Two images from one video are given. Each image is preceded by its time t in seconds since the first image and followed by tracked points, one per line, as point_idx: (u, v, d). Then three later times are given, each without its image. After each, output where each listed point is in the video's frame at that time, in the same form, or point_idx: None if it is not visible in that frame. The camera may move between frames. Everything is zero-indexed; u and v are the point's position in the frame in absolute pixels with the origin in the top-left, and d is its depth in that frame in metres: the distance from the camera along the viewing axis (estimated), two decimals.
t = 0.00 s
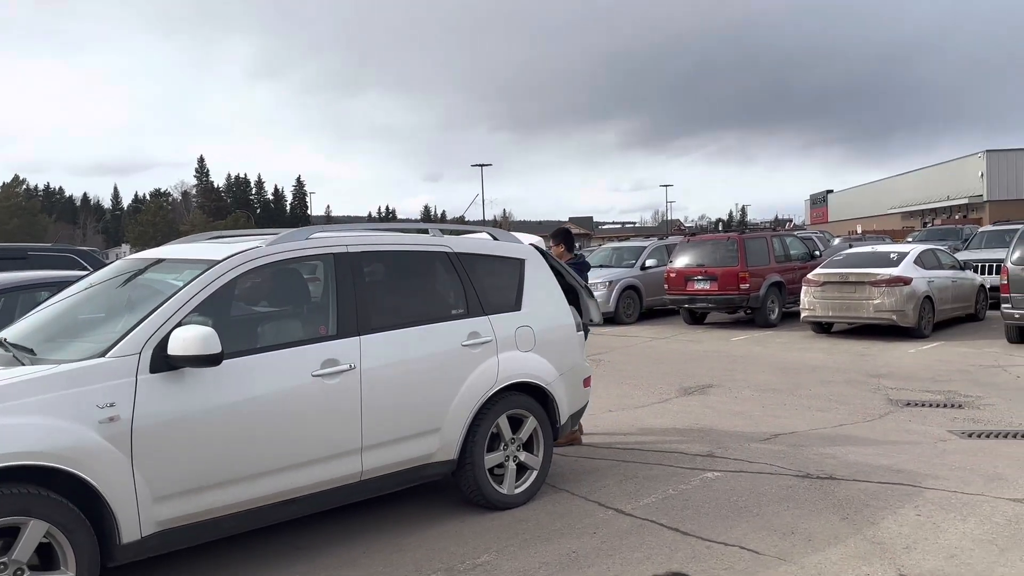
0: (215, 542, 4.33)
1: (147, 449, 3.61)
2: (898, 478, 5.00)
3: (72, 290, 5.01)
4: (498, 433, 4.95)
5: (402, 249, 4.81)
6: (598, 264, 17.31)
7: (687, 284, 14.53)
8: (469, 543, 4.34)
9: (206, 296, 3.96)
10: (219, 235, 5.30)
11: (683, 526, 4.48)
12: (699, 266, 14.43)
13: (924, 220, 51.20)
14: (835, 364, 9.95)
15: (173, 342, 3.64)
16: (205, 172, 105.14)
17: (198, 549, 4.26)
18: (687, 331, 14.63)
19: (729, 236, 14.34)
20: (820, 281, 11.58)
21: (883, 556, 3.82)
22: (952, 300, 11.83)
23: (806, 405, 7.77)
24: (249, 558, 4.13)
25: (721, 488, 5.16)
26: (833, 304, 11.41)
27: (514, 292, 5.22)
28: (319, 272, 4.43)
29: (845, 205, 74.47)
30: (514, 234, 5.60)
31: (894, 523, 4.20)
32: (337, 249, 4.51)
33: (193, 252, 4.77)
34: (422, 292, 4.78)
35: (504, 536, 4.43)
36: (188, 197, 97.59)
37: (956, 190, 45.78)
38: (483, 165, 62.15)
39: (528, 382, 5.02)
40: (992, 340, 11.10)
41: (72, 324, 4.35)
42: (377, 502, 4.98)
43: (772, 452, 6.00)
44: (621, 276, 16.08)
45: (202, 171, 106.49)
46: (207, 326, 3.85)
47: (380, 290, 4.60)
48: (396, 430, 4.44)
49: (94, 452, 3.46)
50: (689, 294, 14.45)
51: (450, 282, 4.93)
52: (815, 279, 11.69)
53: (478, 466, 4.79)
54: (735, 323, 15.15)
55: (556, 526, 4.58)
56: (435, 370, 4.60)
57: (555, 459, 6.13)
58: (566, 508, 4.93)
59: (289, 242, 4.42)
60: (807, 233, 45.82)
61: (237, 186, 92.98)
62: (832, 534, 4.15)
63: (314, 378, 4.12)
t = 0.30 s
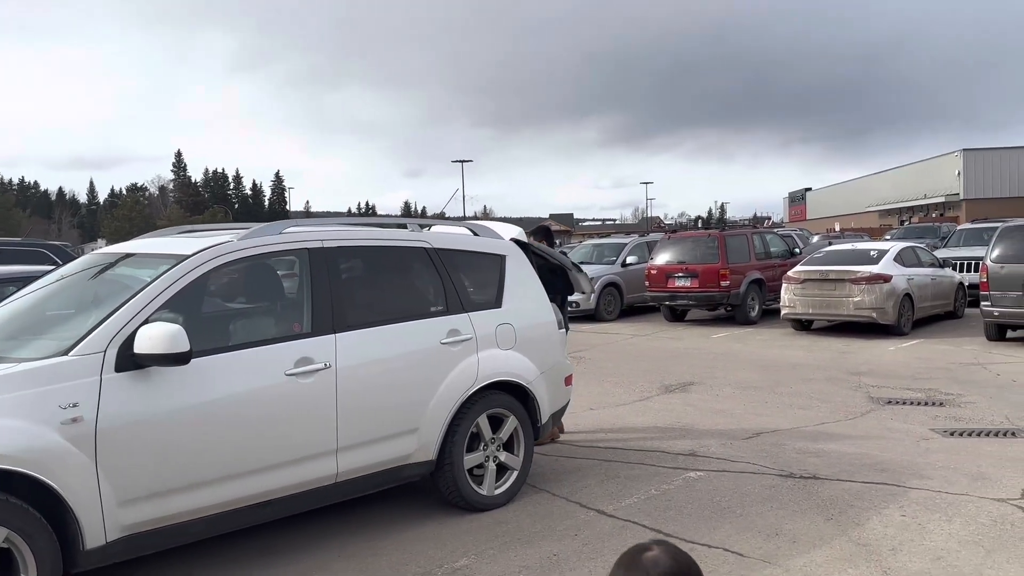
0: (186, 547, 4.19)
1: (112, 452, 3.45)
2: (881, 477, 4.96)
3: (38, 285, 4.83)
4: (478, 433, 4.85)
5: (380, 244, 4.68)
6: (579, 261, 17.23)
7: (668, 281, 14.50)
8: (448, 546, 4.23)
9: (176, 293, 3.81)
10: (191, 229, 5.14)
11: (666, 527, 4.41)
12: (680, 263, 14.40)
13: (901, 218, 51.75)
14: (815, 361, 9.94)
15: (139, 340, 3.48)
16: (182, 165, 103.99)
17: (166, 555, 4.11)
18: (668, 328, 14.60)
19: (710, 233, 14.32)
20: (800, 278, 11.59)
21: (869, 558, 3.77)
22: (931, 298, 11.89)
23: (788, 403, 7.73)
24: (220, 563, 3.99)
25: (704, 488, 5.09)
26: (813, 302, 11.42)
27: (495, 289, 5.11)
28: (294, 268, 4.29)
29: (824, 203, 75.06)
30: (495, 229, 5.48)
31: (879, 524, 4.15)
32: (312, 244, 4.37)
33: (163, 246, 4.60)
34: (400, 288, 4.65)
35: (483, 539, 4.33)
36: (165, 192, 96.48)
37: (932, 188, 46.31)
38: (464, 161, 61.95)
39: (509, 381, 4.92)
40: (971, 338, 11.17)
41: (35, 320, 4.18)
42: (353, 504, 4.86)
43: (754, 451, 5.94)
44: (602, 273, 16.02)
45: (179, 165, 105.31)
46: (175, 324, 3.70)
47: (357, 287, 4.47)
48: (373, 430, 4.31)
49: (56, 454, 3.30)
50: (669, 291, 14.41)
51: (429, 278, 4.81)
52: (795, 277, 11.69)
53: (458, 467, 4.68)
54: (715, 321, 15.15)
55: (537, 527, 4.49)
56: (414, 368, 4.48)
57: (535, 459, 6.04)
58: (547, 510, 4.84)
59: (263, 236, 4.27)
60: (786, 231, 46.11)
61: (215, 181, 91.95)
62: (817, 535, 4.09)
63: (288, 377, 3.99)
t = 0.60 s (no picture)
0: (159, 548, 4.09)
1: (82, 451, 3.35)
2: (866, 475, 4.94)
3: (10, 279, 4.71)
4: (460, 432, 4.77)
5: (361, 239, 4.59)
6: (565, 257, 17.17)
7: (653, 278, 14.47)
8: (429, 546, 4.16)
9: (150, 288, 3.70)
10: (167, 223, 5.02)
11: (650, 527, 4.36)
12: (665, 260, 14.37)
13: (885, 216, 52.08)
14: (800, 359, 9.94)
15: (110, 338, 3.38)
16: (165, 160, 103.02)
17: (139, 557, 4.01)
18: (653, 325, 14.58)
19: (695, 230, 14.31)
20: (785, 276, 11.60)
21: (854, 557, 3.74)
22: (915, 295, 11.93)
23: (773, 400, 7.71)
24: (194, 565, 3.89)
25: (688, 486, 5.05)
26: (798, 299, 11.43)
27: (478, 285, 5.03)
28: (272, 264, 4.20)
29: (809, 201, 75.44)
30: (478, 225, 5.40)
31: (864, 524, 4.12)
32: (291, 239, 4.28)
33: (138, 240, 4.49)
34: (380, 284, 4.56)
35: (464, 539, 4.26)
36: (148, 186, 95.58)
37: (916, 187, 46.65)
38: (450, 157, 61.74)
39: (492, 378, 4.85)
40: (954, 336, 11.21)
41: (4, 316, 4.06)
42: (333, 504, 4.77)
43: (739, 449, 5.91)
44: (588, 269, 15.96)
45: (162, 159, 104.35)
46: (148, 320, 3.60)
47: (336, 283, 4.38)
48: (352, 429, 4.23)
49: (23, 454, 3.19)
50: (655, 288, 14.39)
51: (411, 274, 4.73)
52: (780, 274, 11.70)
53: (439, 467, 4.60)
54: (701, 318, 15.14)
55: (520, 527, 4.43)
56: (394, 365, 4.40)
57: (519, 457, 5.97)
58: (530, 509, 4.77)
59: (240, 230, 4.17)
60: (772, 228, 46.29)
61: (198, 175, 91.18)
62: (801, 534, 4.06)
63: (265, 375, 3.90)
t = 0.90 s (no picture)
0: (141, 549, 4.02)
1: (61, 450, 3.28)
2: (856, 474, 4.91)
3: None
4: (448, 430, 4.72)
5: (348, 235, 4.52)
6: (556, 254, 17.12)
7: (644, 276, 14.45)
8: (416, 546, 4.11)
9: (131, 284, 3.63)
10: (151, 218, 4.95)
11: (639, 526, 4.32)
12: (656, 257, 14.34)
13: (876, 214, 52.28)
14: (791, 356, 9.93)
15: (90, 334, 3.31)
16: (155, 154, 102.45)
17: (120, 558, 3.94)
18: (644, 322, 14.55)
19: (686, 227, 14.28)
20: (776, 273, 11.59)
21: (843, 558, 3.71)
22: (905, 293, 11.95)
23: (763, 398, 7.69)
24: (176, 566, 3.83)
25: (678, 485, 5.02)
26: (788, 297, 11.43)
27: (466, 282, 4.98)
28: (257, 259, 4.13)
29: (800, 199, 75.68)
30: (467, 221, 5.35)
31: (854, 523, 4.09)
32: (277, 234, 4.21)
33: (121, 235, 4.41)
34: (367, 281, 4.50)
35: (452, 539, 4.21)
36: (138, 181, 95.02)
37: (906, 185, 46.84)
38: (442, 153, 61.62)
39: (480, 376, 4.80)
40: (944, 334, 11.22)
41: None
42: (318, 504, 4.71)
43: (729, 447, 5.88)
44: (579, 267, 15.91)
45: (152, 154, 103.77)
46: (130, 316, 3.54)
47: (322, 279, 4.32)
48: (339, 427, 4.18)
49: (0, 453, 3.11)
50: (646, 286, 14.36)
51: (399, 270, 4.67)
52: (770, 272, 11.71)
53: (427, 465, 4.55)
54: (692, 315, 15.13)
55: (508, 527, 4.38)
56: (381, 363, 4.34)
57: (508, 455, 5.93)
58: (518, 508, 4.73)
59: (225, 225, 4.10)
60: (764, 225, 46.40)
61: (189, 171, 90.69)
62: (791, 534, 4.03)
63: (250, 372, 3.84)
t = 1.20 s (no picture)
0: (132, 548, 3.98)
1: (51, 447, 3.25)
2: (851, 473, 4.90)
3: None
4: (442, 428, 4.69)
5: (342, 232, 4.49)
6: (552, 252, 17.10)
7: (640, 274, 14.43)
8: (409, 545, 4.08)
9: (123, 280, 3.59)
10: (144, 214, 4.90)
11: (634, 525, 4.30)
12: (652, 256, 14.33)
13: (872, 213, 52.40)
14: (786, 355, 9.93)
15: (81, 331, 3.27)
16: (151, 150, 102.14)
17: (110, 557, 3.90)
18: (640, 321, 14.54)
19: (682, 226, 14.26)
20: (772, 272, 11.58)
21: (839, 557, 3.69)
22: (901, 292, 11.96)
23: (758, 397, 7.68)
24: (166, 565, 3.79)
25: (673, 484, 5.00)
26: (784, 296, 11.42)
27: (461, 279, 4.95)
28: (250, 256, 4.09)
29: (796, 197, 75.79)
30: (463, 218, 5.32)
31: (849, 523, 4.08)
32: (270, 230, 4.17)
33: (112, 231, 4.37)
34: (361, 278, 4.47)
35: (446, 537, 4.18)
36: (133, 178, 94.74)
37: (902, 184, 46.94)
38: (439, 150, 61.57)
39: (474, 374, 4.78)
40: (939, 333, 11.23)
41: None
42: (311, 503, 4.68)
43: (725, 446, 5.87)
44: (575, 265, 15.89)
45: (147, 150, 103.47)
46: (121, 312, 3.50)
47: (316, 276, 4.28)
48: (332, 425, 4.15)
49: None
50: (642, 284, 14.34)
51: (393, 267, 4.64)
52: (766, 270, 11.70)
53: (421, 464, 4.52)
54: (688, 314, 15.12)
55: (502, 526, 4.36)
56: (375, 360, 4.31)
57: (502, 454, 5.90)
58: (512, 507, 4.70)
59: (219, 221, 4.07)
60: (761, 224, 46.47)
61: (184, 167, 90.47)
62: (786, 533, 4.01)
63: (243, 369, 3.81)
